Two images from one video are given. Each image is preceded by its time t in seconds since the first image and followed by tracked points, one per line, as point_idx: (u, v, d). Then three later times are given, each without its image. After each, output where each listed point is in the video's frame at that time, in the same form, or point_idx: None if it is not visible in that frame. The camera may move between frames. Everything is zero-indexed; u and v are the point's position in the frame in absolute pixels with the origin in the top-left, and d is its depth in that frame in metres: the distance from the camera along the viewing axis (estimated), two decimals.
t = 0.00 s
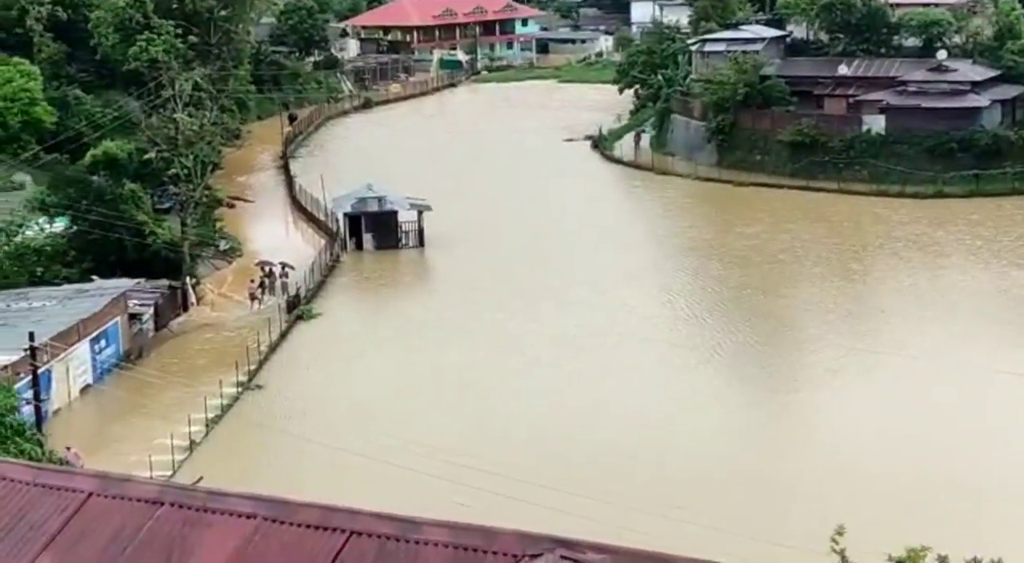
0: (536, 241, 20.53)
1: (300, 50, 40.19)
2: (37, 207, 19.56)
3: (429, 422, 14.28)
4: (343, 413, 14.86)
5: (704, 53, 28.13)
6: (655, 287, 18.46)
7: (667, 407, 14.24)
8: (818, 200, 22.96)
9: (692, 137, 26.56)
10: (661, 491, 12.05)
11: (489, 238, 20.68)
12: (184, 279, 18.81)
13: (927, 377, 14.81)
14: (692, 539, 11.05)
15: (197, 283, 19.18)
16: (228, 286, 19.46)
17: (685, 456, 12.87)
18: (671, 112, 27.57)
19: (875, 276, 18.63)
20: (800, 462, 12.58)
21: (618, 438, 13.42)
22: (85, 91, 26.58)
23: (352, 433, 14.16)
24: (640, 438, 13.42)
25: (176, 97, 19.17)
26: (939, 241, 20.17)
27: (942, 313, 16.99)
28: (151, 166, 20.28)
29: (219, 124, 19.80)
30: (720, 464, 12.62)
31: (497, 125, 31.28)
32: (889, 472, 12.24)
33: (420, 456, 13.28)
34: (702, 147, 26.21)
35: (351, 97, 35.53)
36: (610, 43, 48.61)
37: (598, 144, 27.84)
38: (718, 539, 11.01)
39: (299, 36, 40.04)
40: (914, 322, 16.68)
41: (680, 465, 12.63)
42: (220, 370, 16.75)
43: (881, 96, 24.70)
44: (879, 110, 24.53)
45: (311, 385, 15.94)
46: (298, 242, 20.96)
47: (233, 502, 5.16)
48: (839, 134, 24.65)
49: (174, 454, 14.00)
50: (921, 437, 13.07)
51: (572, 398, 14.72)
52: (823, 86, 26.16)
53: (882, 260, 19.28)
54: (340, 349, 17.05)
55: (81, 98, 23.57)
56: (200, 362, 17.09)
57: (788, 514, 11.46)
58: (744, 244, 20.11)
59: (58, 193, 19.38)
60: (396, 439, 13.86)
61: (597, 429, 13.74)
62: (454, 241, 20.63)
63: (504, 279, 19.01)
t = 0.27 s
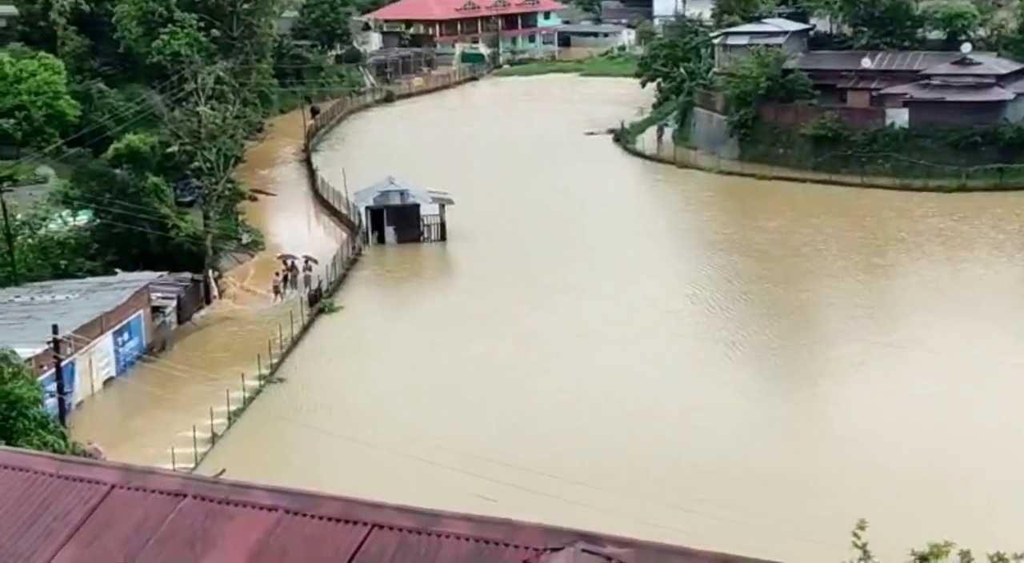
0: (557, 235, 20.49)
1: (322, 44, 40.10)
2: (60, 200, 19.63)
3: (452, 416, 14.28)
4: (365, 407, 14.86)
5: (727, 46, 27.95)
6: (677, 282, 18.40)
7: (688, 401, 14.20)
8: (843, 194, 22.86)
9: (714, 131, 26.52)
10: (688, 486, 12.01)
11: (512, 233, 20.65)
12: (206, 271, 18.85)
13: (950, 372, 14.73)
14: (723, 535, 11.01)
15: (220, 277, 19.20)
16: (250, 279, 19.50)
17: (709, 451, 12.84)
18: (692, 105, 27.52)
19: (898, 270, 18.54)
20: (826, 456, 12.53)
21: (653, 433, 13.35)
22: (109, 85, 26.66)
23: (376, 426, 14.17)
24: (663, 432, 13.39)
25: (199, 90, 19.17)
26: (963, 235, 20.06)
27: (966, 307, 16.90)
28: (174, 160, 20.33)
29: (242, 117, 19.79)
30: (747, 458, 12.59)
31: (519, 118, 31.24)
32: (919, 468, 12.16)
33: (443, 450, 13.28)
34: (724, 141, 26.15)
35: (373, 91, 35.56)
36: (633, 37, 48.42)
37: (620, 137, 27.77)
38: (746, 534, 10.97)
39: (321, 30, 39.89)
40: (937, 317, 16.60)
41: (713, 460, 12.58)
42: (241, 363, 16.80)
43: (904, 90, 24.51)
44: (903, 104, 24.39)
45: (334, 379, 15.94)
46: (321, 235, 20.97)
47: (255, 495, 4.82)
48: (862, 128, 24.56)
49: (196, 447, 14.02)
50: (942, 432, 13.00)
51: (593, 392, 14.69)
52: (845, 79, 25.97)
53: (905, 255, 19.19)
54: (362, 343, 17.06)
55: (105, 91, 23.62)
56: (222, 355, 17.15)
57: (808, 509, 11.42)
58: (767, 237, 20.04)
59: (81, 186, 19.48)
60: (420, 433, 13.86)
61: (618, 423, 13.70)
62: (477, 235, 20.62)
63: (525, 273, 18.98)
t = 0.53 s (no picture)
0: (577, 224, 19.38)
1: (328, 23, 38.16)
2: (48, 189, 18.36)
3: (465, 417, 13.18)
4: (372, 407, 13.77)
5: (757, 25, 27.32)
6: (704, 277, 17.27)
7: (718, 401, 13.06)
8: (877, 182, 21.71)
9: (745, 115, 25.47)
10: (693, 487, 10.99)
11: (530, 221, 19.59)
12: (204, 265, 17.73)
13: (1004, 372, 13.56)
14: (733, 538, 9.95)
15: (217, 270, 18.03)
16: (251, 272, 18.36)
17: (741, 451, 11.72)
18: (721, 89, 26.66)
19: (940, 263, 17.38)
20: (866, 456, 11.43)
21: (660, 433, 12.31)
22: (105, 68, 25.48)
23: (384, 428, 13.08)
24: (693, 431, 12.28)
25: (195, 71, 17.98)
26: (1008, 226, 18.88)
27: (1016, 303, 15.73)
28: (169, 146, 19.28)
29: (240, 100, 18.64)
30: (773, 458, 11.50)
31: (536, 102, 30.18)
32: (959, 472, 11.07)
33: (454, 452, 12.20)
34: (756, 127, 25.13)
35: (380, 74, 34.39)
36: (655, 14, 48.93)
37: (644, 123, 26.70)
38: (769, 541, 9.88)
39: (326, 9, 38.08)
40: (987, 313, 15.43)
41: (718, 460, 11.54)
42: (241, 362, 15.67)
43: (948, 72, 23.40)
44: (945, 87, 23.19)
45: (340, 378, 14.84)
46: (329, 227, 19.82)
47: (257, 502, 4.52)
48: (903, 113, 23.45)
49: (188, 452, 12.91)
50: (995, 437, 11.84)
51: (614, 391, 13.57)
52: (884, 60, 25.31)
53: (947, 247, 18.03)
54: (369, 340, 15.96)
55: (96, 73, 22.79)
56: (221, 353, 16.01)
57: (842, 516, 10.30)
58: (799, 228, 18.90)
59: (70, 175, 18.12)
60: (428, 433, 12.76)
61: (642, 424, 12.58)
62: (492, 224, 19.51)
63: (543, 266, 17.86)
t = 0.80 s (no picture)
0: (606, 207, 16.78)
1: None
2: None
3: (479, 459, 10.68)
4: (363, 435, 11.22)
5: None
6: (756, 271, 14.62)
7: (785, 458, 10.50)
8: (945, 156, 19.09)
9: (805, 80, 23.21)
10: None
11: (558, 199, 17.11)
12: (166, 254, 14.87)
13: None
14: None
15: (184, 262, 15.25)
16: (223, 264, 15.68)
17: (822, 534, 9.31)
18: (777, 48, 24.38)
19: None
20: (984, 551, 9.04)
21: (690, 488, 10.04)
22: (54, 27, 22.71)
23: (378, 470, 10.56)
24: (762, 498, 9.84)
25: (156, 27, 15.10)
26: None
27: None
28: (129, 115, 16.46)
29: (209, 61, 15.82)
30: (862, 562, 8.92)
31: (555, 64, 27.69)
32: None
33: (449, 524, 9.64)
34: (818, 94, 22.89)
35: (377, 31, 31.72)
36: None
37: (684, 88, 24.22)
38: None
39: None
40: None
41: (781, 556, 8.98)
42: (211, 369, 12.98)
43: None
44: None
45: (326, 391, 12.22)
46: (310, 209, 17.23)
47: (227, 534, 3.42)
48: (990, 76, 20.86)
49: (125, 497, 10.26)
50: None
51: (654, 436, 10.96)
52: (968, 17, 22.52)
53: None
54: (362, 340, 13.34)
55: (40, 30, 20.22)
56: (189, 358, 13.33)
57: None
58: (865, 212, 16.27)
59: (10, 149, 15.62)
60: (432, 484, 10.28)
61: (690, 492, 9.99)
62: (504, 206, 16.90)
63: (566, 257, 15.26)
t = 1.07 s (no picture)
0: (627, 195, 16.04)
1: None
2: None
3: (497, 457, 9.92)
4: (371, 433, 10.46)
5: None
6: (785, 261, 13.85)
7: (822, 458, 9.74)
8: (981, 140, 18.30)
9: (836, 62, 22.56)
10: None
11: (582, 185, 16.46)
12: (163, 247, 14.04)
13: None
14: None
15: (181, 255, 14.46)
16: (223, 256, 14.86)
17: (872, 544, 8.57)
18: (808, 29, 23.72)
19: None
20: None
21: (720, 492, 9.26)
22: (45, 8, 21.88)
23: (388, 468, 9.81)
24: (803, 503, 9.10)
25: (153, 9, 14.45)
26: None
27: None
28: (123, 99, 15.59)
29: (206, 44, 15.07)
30: None
31: (573, 46, 27.00)
32: None
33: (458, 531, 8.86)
34: (850, 77, 22.22)
35: (385, 10, 30.99)
36: None
37: (710, 71, 23.58)
38: None
39: None
40: None
41: None
42: (210, 367, 12.17)
43: None
44: None
45: (331, 386, 11.47)
46: (314, 198, 16.47)
47: (226, 541, 3.94)
48: None
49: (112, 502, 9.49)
50: None
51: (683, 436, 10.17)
52: None
53: None
54: (371, 334, 12.58)
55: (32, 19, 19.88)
56: (186, 354, 12.51)
57: None
58: (899, 202, 15.48)
59: None
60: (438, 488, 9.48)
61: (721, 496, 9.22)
62: (519, 194, 16.15)
63: (585, 245, 14.51)
